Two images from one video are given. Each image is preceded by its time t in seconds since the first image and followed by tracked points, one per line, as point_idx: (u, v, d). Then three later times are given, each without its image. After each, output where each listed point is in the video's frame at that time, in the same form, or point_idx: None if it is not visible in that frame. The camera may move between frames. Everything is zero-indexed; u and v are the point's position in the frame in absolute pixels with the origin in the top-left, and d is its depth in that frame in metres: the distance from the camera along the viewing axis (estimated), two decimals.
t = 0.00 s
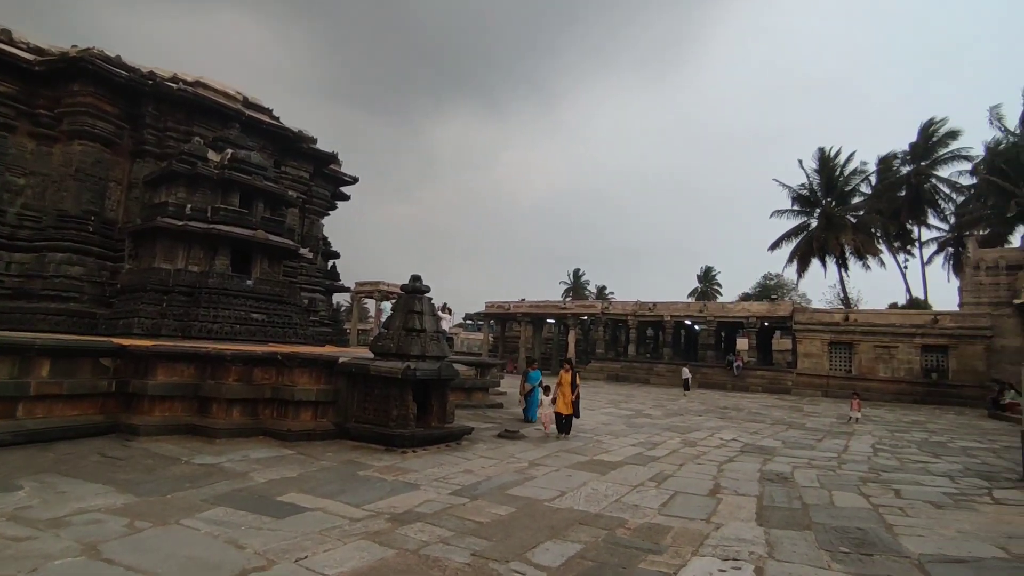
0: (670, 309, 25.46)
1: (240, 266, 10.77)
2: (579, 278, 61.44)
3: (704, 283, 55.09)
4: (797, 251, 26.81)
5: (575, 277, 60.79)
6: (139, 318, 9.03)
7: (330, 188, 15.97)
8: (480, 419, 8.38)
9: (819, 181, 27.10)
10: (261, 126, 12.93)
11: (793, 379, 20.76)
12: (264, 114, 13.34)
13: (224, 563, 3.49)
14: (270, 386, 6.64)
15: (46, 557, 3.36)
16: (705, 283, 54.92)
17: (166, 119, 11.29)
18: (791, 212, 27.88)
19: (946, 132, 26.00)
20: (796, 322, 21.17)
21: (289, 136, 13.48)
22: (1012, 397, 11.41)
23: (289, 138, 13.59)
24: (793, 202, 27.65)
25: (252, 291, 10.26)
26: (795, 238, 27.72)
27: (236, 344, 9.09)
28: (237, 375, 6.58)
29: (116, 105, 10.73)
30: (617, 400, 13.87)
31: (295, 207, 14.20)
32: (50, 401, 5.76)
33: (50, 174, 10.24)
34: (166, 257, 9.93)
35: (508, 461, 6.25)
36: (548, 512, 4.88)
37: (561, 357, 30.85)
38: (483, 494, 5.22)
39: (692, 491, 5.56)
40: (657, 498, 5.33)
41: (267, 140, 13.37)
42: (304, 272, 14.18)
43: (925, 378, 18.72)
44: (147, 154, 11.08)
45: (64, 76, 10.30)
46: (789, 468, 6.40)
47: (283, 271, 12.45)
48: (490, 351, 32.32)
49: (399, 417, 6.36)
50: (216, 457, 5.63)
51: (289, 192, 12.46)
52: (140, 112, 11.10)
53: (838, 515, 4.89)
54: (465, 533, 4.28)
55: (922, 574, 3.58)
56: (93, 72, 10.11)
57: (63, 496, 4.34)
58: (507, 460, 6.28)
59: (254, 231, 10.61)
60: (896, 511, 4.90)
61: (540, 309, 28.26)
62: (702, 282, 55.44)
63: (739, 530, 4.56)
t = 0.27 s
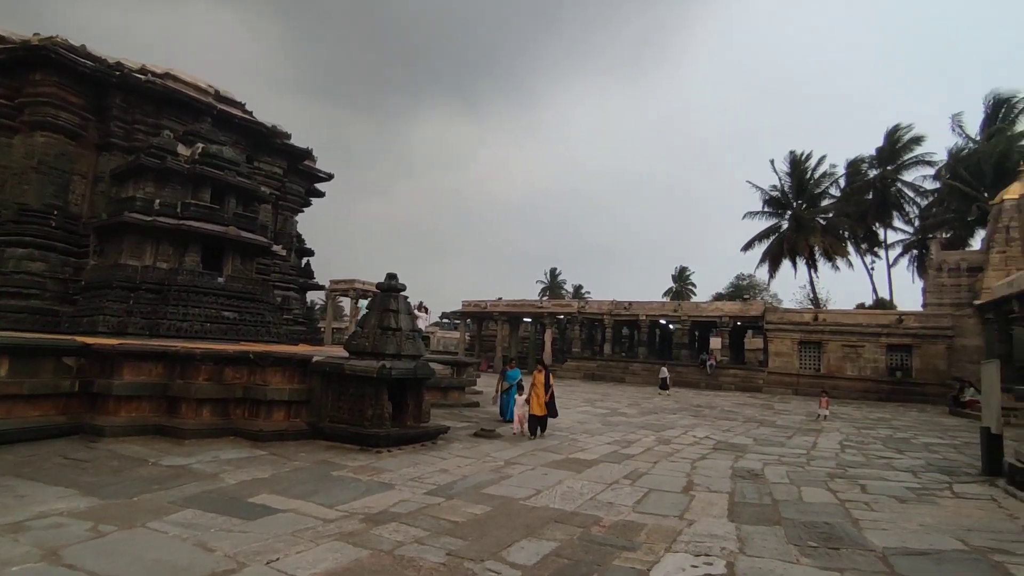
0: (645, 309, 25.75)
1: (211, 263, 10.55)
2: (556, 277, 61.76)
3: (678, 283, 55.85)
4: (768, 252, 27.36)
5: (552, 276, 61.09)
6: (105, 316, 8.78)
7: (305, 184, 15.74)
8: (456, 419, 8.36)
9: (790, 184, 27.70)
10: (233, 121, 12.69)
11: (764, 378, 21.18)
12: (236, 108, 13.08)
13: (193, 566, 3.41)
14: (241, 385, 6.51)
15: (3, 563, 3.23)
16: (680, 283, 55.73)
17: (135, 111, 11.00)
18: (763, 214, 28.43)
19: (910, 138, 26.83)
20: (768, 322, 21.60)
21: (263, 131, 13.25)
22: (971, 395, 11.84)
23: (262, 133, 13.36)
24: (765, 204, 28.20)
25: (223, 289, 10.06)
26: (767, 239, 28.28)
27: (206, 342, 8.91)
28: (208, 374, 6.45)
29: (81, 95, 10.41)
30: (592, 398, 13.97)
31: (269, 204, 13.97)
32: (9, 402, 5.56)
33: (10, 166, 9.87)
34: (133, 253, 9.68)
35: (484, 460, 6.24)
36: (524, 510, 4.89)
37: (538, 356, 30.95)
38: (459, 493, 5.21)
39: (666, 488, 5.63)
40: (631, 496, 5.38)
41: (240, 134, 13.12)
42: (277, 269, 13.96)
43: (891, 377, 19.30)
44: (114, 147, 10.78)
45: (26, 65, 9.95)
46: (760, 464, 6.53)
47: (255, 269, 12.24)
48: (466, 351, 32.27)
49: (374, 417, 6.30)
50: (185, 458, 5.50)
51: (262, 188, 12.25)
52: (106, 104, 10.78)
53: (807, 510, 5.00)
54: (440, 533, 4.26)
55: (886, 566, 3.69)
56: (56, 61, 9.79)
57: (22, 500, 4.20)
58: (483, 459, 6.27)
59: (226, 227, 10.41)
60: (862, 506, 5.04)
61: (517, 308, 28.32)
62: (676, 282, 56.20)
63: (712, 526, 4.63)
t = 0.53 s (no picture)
0: (619, 308, 26.01)
1: (178, 260, 10.30)
2: (531, 277, 61.92)
3: (652, 283, 56.57)
4: (739, 253, 27.90)
5: (527, 276, 61.25)
6: (66, 314, 8.50)
7: (276, 180, 15.46)
8: (430, 418, 8.32)
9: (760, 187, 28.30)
10: (203, 115, 12.40)
11: (734, 377, 21.60)
12: (206, 102, 12.78)
13: (157, 571, 3.32)
14: (210, 385, 6.37)
15: None
16: (653, 283, 56.47)
17: (98, 103, 10.66)
18: (734, 216, 28.99)
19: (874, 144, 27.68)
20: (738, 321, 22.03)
21: (233, 126, 12.98)
22: (930, 393, 12.27)
23: (232, 128, 13.09)
24: (736, 207, 28.75)
25: (191, 287, 9.83)
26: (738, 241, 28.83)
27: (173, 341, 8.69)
28: (174, 374, 6.29)
29: (40, 85, 10.06)
30: (566, 397, 14.06)
31: (239, 200, 13.69)
32: None
33: None
34: (96, 249, 9.39)
35: (458, 459, 6.23)
36: (498, 510, 4.90)
37: (513, 355, 30.99)
38: (432, 493, 5.19)
39: (638, 486, 5.70)
40: (604, 494, 5.43)
41: (209, 129, 12.82)
42: (248, 267, 13.70)
43: (855, 375, 19.87)
44: (76, 139, 10.43)
45: None
46: (729, 461, 6.66)
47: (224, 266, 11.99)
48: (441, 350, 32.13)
49: (347, 417, 6.24)
50: (150, 460, 5.36)
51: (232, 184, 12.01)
52: (68, 94, 10.43)
53: (774, 505, 5.12)
54: (413, 533, 4.24)
55: (850, 560, 3.80)
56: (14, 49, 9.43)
57: None
58: (457, 458, 6.26)
59: (194, 224, 10.17)
60: (826, 501, 5.18)
61: (492, 307, 28.32)
62: (650, 282, 56.91)
63: (683, 523, 4.70)
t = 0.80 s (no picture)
0: (589, 308, 26.24)
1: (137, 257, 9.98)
2: (502, 276, 61.98)
3: (621, 283, 57.28)
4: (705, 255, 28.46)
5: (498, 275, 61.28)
6: (16, 313, 8.14)
7: (242, 176, 15.10)
8: (400, 418, 8.25)
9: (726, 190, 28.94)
10: (165, 108, 12.02)
11: (701, 375, 22.03)
12: (167, 94, 12.40)
13: None
14: (171, 386, 6.20)
15: None
16: (623, 284, 57.19)
17: (52, 93, 10.24)
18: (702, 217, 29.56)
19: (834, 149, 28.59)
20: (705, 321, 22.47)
21: (196, 120, 12.62)
22: (886, 390, 12.74)
23: (196, 121, 12.73)
24: (703, 209, 29.33)
25: (152, 285, 9.54)
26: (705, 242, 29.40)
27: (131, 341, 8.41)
28: (133, 375, 6.09)
29: None
30: (536, 396, 14.12)
31: (202, 196, 13.33)
32: None
33: None
34: (49, 245, 9.02)
35: (428, 459, 6.19)
36: (468, 509, 4.89)
37: (483, 355, 30.97)
38: (401, 494, 5.15)
39: (607, 483, 5.77)
40: (574, 492, 5.47)
41: (171, 122, 12.44)
42: (211, 265, 13.37)
43: (816, 374, 20.48)
44: (28, 130, 10.00)
45: None
46: (696, 459, 6.79)
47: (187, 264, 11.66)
48: (410, 349, 31.88)
49: (314, 417, 6.14)
50: (106, 464, 5.17)
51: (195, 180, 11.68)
52: (20, 84, 9.99)
53: (739, 501, 5.25)
54: (382, 535, 4.19)
55: (811, 552, 3.92)
56: None
57: None
58: (427, 458, 6.23)
59: (155, 220, 9.86)
60: (788, 496, 5.33)
61: (462, 306, 28.23)
62: (619, 282, 57.60)
63: (650, 520, 4.77)
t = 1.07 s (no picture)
0: (556, 307, 26.43)
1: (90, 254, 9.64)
2: (470, 275, 61.85)
3: (588, 283, 57.91)
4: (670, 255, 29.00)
5: (466, 274, 61.12)
6: None
7: (202, 171, 14.68)
8: (366, 419, 8.17)
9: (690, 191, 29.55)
10: (120, 99, 11.59)
11: (665, 374, 22.46)
12: (123, 85, 11.95)
13: None
14: (125, 388, 6.00)
15: None
16: (590, 283, 57.83)
17: None
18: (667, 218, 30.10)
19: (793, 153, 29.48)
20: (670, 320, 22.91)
21: (153, 112, 12.21)
22: (840, 387, 13.24)
23: (153, 114, 12.31)
24: (668, 210, 29.87)
25: (106, 283, 9.20)
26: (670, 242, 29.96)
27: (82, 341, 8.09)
28: (85, 376, 5.86)
29: None
30: (503, 396, 14.17)
31: (160, 191, 12.91)
32: None
33: None
34: None
35: (393, 460, 6.15)
36: (434, 509, 4.88)
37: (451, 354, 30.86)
38: (367, 495, 5.10)
39: (573, 481, 5.83)
40: (540, 490, 5.52)
41: (126, 114, 12.00)
42: (168, 262, 12.97)
43: (775, 371, 21.11)
44: None
45: None
46: (660, 455, 6.93)
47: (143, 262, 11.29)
48: (377, 349, 31.53)
49: (277, 418, 6.03)
50: (55, 470, 4.97)
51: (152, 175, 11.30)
52: None
53: (700, 496, 5.38)
54: (347, 536, 4.15)
55: (768, 545, 4.05)
56: None
57: None
58: (393, 459, 6.18)
59: (110, 215, 9.52)
60: (747, 490, 5.49)
61: (429, 305, 28.08)
62: (586, 281, 58.19)
63: (615, 516, 4.85)
